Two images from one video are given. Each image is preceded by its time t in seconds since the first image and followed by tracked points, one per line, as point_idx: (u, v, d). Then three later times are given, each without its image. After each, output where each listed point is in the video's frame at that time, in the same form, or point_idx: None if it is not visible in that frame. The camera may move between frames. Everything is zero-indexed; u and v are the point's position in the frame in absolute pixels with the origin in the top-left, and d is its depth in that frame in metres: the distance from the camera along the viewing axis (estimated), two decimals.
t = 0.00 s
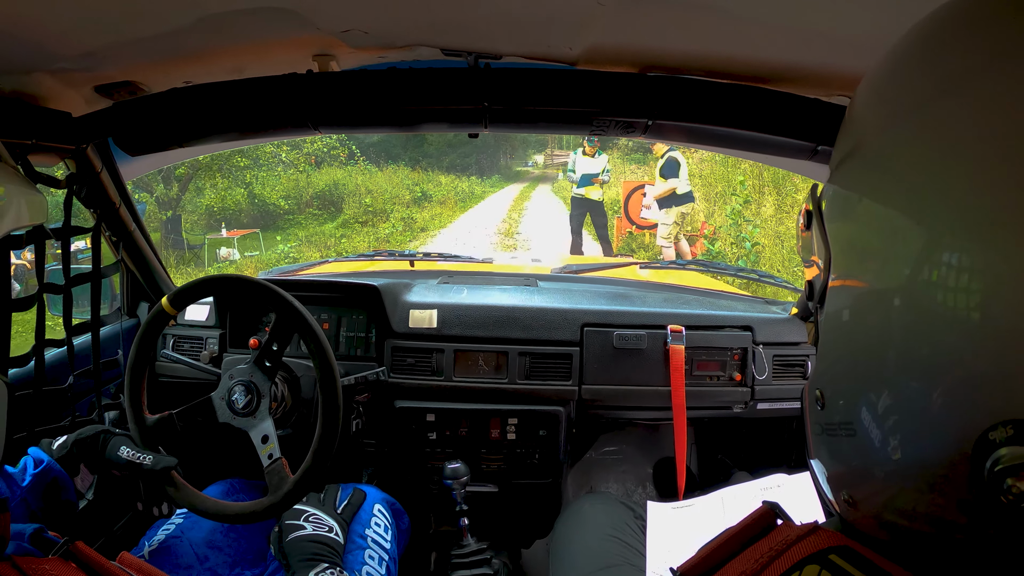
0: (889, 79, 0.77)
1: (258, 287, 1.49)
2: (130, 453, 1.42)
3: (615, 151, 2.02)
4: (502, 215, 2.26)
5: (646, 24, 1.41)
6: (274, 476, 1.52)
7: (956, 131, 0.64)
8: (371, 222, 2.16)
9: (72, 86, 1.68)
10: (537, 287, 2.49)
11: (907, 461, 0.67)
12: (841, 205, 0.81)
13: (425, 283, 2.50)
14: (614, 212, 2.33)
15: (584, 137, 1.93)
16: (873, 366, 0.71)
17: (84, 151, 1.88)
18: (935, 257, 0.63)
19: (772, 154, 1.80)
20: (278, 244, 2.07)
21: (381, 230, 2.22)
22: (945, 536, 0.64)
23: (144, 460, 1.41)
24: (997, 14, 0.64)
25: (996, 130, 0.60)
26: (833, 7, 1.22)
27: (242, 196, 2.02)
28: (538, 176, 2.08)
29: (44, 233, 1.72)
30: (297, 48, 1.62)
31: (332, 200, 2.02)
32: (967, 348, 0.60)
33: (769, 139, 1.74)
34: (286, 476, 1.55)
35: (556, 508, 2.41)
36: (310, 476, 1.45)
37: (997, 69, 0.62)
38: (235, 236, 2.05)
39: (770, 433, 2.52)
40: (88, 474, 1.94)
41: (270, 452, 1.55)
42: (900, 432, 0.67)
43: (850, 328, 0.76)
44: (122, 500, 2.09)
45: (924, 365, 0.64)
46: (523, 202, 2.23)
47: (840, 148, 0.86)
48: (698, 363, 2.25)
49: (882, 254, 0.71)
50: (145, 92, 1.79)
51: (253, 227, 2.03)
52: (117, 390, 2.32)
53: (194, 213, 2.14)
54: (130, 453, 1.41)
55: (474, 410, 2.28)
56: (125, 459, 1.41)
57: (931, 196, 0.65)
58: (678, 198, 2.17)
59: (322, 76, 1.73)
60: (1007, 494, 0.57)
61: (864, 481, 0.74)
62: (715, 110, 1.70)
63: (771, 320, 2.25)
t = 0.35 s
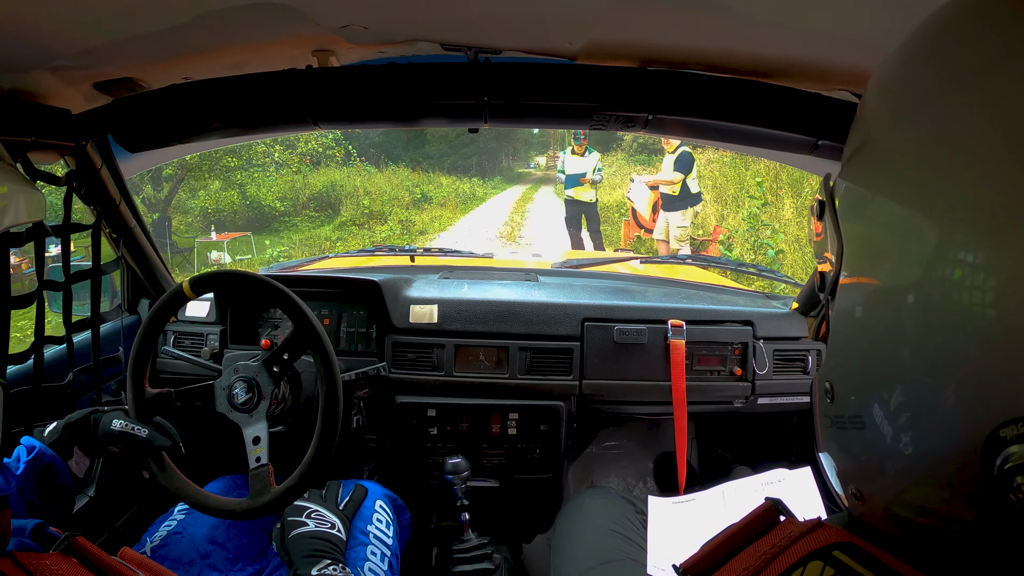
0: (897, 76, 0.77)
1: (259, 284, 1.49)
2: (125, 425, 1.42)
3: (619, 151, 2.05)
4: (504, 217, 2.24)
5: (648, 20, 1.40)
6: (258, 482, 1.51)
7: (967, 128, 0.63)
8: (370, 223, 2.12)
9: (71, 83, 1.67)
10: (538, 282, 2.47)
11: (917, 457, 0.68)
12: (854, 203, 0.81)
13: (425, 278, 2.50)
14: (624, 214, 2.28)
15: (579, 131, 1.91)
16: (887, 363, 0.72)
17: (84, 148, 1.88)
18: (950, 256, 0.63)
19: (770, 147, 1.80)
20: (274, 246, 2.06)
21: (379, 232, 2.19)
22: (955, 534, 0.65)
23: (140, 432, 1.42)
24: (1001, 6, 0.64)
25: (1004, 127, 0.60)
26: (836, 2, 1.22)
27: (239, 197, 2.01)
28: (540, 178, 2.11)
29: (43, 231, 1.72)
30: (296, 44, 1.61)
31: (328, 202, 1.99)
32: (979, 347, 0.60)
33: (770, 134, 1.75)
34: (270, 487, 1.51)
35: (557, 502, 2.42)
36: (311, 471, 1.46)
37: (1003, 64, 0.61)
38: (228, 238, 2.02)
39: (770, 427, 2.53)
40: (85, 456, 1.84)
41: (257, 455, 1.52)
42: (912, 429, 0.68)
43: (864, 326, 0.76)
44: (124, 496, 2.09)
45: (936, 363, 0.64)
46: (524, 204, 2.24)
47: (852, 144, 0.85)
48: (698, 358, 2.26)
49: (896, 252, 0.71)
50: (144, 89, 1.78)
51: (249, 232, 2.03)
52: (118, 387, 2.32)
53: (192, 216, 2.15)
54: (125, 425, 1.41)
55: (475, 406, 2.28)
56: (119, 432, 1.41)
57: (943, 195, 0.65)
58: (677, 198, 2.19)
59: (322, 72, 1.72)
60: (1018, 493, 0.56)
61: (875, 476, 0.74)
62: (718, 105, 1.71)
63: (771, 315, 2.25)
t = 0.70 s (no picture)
0: (891, 75, 0.77)
1: (262, 287, 1.49)
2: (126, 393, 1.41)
3: (620, 153, 2.01)
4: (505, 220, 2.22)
5: (647, 21, 1.41)
6: (235, 488, 1.49)
7: (962, 127, 0.64)
8: (365, 228, 2.06)
9: (72, 85, 1.68)
10: (537, 285, 2.50)
11: (915, 455, 0.67)
12: (846, 202, 0.81)
13: (425, 281, 2.50)
14: (629, 218, 2.15)
15: (581, 133, 1.94)
16: (882, 361, 0.71)
17: (84, 150, 1.88)
18: (944, 254, 0.63)
19: (770, 151, 1.80)
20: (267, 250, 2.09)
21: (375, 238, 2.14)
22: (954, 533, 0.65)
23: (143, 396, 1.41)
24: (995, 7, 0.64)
25: (1000, 126, 0.60)
26: (835, 3, 1.22)
27: (233, 200, 2.04)
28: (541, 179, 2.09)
29: (44, 232, 1.72)
30: (296, 46, 1.61)
31: (324, 204, 1.99)
32: (976, 342, 0.60)
33: (770, 137, 1.74)
34: (247, 493, 1.50)
35: (557, 504, 2.41)
36: (310, 472, 1.45)
37: (998, 63, 0.62)
38: (214, 243, 2.12)
39: (770, 430, 2.53)
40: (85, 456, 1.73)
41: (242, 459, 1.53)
42: (910, 426, 0.67)
43: (858, 324, 0.76)
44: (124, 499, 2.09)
45: (933, 359, 0.64)
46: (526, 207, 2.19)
47: (845, 145, 0.85)
48: (698, 360, 2.26)
49: (889, 250, 0.71)
50: (145, 91, 1.79)
51: (244, 235, 2.09)
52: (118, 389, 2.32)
53: (190, 215, 2.14)
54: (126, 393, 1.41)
55: (475, 408, 2.28)
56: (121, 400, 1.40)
57: (937, 192, 0.65)
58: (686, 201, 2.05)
59: (322, 74, 1.72)
60: (1008, 489, 0.58)
61: (873, 476, 0.74)
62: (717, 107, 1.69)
63: (772, 317, 2.24)
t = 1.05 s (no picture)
0: (887, 77, 0.77)
1: (263, 287, 1.48)
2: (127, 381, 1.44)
3: (623, 152, 1.97)
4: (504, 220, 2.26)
5: (648, 21, 1.41)
6: (225, 487, 1.49)
7: (956, 128, 0.64)
8: (358, 228, 2.06)
9: (73, 84, 1.68)
10: (537, 284, 2.50)
11: (912, 457, 0.67)
12: (842, 203, 0.80)
13: (426, 281, 2.50)
14: (634, 221, 2.13)
15: (584, 135, 1.92)
16: (877, 362, 0.71)
17: (84, 149, 1.87)
18: (938, 253, 0.63)
19: (771, 151, 1.80)
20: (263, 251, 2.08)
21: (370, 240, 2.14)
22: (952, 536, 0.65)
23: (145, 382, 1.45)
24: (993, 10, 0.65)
25: (995, 126, 0.60)
26: (835, 4, 1.22)
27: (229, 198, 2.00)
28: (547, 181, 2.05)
29: (44, 232, 1.73)
30: (297, 46, 1.62)
31: (318, 205, 1.97)
32: (971, 343, 0.60)
33: (771, 137, 1.73)
34: (235, 494, 1.49)
35: (557, 504, 2.41)
36: (312, 472, 1.45)
37: (995, 65, 0.62)
38: (202, 247, 2.08)
39: (770, 430, 2.53)
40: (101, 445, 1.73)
41: (234, 459, 1.52)
42: (905, 428, 0.67)
43: (854, 324, 0.75)
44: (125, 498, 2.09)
45: (927, 359, 0.64)
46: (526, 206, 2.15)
47: (842, 146, 0.85)
48: (699, 360, 2.25)
49: (884, 249, 0.70)
50: (146, 90, 1.79)
51: (238, 234, 2.05)
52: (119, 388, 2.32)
53: (184, 211, 2.10)
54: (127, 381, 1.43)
55: (475, 409, 2.28)
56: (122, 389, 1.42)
57: (932, 192, 0.64)
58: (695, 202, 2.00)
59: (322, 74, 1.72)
60: (1007, 492, 0.57)
61: (869, 479, 0.73)
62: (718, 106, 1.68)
63: (773, 317, 2.24)
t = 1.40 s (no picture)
0: (877, 73, 0.77)
1: (262, 287, 1.48)
2: (127, 387, 1.41)
3: (625, 153, 1.95)
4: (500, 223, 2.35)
5: (647, 21, 1.41)
6: (228, 488, 1.49)
7: (943, 125, 0.64)
8: (351, 228, 2.16)
9: (72, 84, 1.68)
10: (537, 285, 2.49)
11: (903, 459, 0.67)
12: (835, 200, 0.81)
13: (425, 281, 2.50)
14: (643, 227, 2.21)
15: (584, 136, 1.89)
16: (867, 360, 0.72)
17: (84, 149, 1.87)
18: (928, 250, 0.63)
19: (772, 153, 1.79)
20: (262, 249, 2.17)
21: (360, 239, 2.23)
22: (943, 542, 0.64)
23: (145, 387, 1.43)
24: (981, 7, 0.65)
25: (984, 123, 0.60)
26: (833, 4, 1.22)
27: (232, 195, 2.07)
28: (543, 179, 2.11)
29: (45, 231, 1.72)
30: (297, 45, 1.62)
31: (312, 206, 2.06)
32: (960, 342, 0.60)
33: (771, 137, 1.71)
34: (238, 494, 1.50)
35: (556, 504, 2.42)
36: (309, 473, 1.45)
37: (984, 61, 0.62)
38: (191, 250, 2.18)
39: (770, 429, 2.53)
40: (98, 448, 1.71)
41: (235, 459, 1.52)
42: (896, 427, 0.67)
43: (846, 321, 0.76)
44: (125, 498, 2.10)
45: (916, 356, 0.64)
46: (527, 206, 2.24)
47: (833, 144, 0.86)
48: (698, 360, 2.26)
49: (875, 246, 0.71)
50: (145, 90, 1.80)
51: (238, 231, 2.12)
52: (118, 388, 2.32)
53: (183, 209, 2.15)
54: (127, 388, 1.41)
55: (475, 408, 2.29)
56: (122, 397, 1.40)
57: (922, 188, 0.65)
58: (710, 206, 2.09)
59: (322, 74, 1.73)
60: (994, 502, 0.57)
61: (861, 482, 0.74)
62: (717, 106, 1.68)
63: (772, 317, 2.24)
